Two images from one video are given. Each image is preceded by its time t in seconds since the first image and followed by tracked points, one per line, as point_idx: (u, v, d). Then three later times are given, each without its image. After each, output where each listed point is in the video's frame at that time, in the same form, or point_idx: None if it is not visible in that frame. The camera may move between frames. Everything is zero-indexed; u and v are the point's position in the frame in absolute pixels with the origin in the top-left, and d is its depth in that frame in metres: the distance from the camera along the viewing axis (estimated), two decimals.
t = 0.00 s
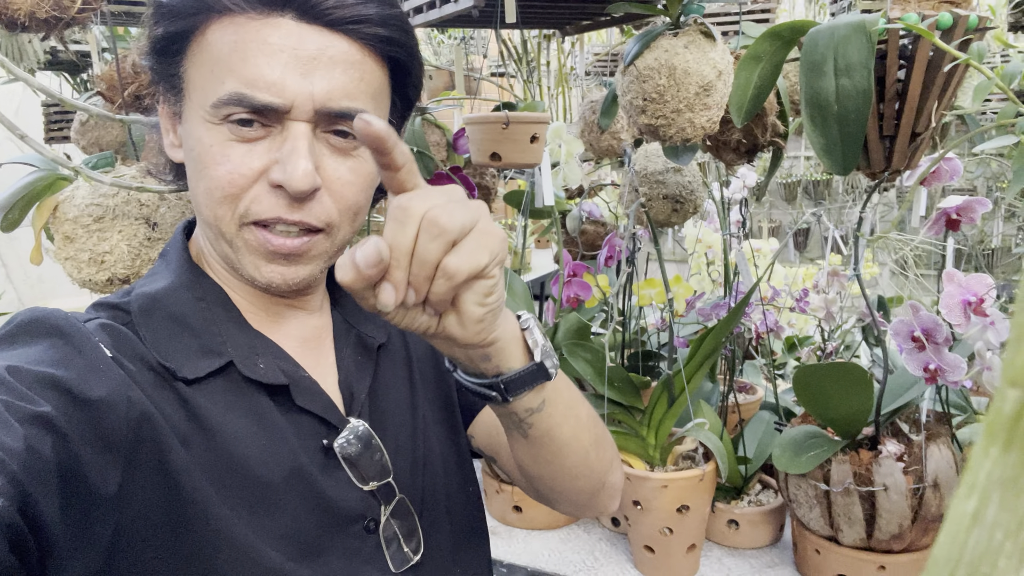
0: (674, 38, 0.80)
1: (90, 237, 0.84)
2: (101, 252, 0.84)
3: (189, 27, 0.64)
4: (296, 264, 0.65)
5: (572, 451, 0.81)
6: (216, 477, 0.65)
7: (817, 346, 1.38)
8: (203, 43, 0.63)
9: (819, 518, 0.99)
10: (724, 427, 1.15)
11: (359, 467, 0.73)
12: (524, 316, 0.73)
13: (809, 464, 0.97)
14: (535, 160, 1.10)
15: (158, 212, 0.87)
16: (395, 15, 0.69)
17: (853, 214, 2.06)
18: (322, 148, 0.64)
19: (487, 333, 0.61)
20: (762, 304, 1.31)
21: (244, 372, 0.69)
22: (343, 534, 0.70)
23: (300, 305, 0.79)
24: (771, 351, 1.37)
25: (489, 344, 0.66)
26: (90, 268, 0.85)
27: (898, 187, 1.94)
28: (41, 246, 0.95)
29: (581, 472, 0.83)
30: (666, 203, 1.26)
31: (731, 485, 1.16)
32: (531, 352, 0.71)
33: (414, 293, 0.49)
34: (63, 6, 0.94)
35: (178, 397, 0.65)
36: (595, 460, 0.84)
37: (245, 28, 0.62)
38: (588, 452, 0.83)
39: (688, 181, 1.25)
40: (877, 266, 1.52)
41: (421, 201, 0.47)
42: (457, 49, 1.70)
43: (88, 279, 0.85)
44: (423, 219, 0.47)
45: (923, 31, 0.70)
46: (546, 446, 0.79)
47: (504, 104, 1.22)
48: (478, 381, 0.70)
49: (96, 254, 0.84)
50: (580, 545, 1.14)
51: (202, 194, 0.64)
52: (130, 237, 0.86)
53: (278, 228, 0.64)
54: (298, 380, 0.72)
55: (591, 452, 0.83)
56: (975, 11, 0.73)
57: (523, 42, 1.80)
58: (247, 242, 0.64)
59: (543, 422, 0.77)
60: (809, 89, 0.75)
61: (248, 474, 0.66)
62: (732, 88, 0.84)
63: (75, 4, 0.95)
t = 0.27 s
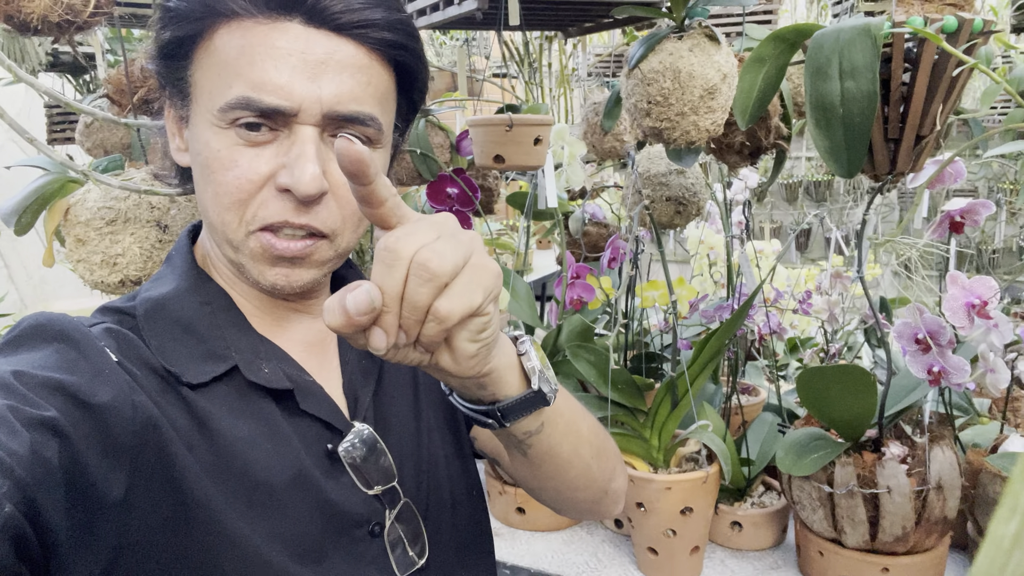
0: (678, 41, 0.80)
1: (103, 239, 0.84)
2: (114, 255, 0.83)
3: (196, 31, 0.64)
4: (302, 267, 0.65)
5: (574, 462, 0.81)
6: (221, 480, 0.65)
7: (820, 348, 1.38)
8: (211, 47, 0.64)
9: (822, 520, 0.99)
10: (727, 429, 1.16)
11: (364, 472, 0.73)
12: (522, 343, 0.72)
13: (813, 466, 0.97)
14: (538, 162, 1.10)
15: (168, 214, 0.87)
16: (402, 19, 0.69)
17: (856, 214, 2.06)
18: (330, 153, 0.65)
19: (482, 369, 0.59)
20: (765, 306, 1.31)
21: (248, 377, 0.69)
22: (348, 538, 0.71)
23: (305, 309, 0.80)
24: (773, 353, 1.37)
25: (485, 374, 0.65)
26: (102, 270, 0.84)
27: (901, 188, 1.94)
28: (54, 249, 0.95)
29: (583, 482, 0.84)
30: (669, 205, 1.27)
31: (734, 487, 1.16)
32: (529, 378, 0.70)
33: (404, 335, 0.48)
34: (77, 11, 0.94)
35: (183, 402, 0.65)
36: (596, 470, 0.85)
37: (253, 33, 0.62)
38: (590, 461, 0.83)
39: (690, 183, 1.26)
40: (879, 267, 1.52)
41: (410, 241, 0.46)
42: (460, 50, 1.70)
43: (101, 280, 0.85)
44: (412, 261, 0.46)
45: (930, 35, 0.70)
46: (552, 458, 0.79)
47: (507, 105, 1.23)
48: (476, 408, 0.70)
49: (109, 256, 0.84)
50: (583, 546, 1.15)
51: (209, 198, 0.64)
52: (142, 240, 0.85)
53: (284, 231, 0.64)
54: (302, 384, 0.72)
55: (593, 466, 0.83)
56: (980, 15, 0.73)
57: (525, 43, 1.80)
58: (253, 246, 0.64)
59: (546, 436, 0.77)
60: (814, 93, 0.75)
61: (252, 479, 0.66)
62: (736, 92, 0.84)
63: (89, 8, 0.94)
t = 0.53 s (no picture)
0: (676, 45, 0.81)
1: (105, 240, 0.84)
2: (117, 256, 0.84)
3: (200, 32, 0.65)
4: (305, 267, 0.66)
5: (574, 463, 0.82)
6: (222, 479, 0.65)
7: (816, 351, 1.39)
8: (215, 47, 0.64)
9: (819, 520, 0.99)
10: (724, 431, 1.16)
11: (364, 474, 0.73)
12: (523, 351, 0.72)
13: (810, 467, 0.97)
14: (537, 165, 1.11)
15: (171, 215, 0.88)
16: (404, 21, 0.70)
17: (851, 218, 2.07)
18: (334, 155, 0.66)
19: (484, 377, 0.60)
20: (761, 308, 1.32)
21: (249, 377, 0.70)
22: (348, 538, 0.71)
23: (306, 310, 0.80)
24: (770, 355, 1.38)
25: (486, 382, 0.65)
26: (104, 271, 0.85)
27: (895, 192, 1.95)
28: (55, 251, 0.95)
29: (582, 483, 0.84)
30: (666, 207, 1.28)
31: (731, 488, 1.17)
32: (530, 385, 0.70)
33: (409, 342, 0.48)
34: (92, 15, 0.94)
35: (184, 403, 0.65)
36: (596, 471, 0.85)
37: (257, 34, 0.63)
38: (590, 465, 0.84)
39: (687, 186, 1.27)
40: (874, 271, 1.53)
41: (414, 249, 0.46)
42: (458, 54, 1.71)
43: (103, 281, 0.85)
44: (416, 269, 0.46)
45: (925, 38, 0.71)
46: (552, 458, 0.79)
47: (506, 109, 1.23)
48: (477, 416, 0.71)
49: (110, 257, 0.84)
50: (581, 548, 1.15)
51: (212, 198, 0.65)
52: (144, 240, 0.86)
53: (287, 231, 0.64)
54: (303, 386, 0.73)
55: (592, 465, 0.84)
56: (973, 20, 0.74)
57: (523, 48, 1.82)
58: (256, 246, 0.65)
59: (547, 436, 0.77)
60: (810, 96, 0.76)
61: (253, 479, 0.66)
62: (733, 96, 0.85)
63: (103, 12, 0.95)
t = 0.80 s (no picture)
0: (675, 47, 0.81)
1: (105, 241, 0.85)
2: (117, 257, 0.84)
3: (203, 33, 0.65)
4: (306, 268, 0.66)
5: (575, 467, 0.82)
6: (221, 480, 0.65)
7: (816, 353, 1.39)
8: (218, 48, 0.65)
9: (819, 522, 1.00)
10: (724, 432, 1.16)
11: (363, 476, 0.73)
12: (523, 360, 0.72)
13: (809, 468, 0.98)
14: (537, 167, 1.11)
15: (173, 216, 0.88)
16: (406, 24, 0.71)
17: (851, 222, 2.08)
18: (336, 156, 0.66)
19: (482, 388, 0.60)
20: (762, 310, 1.33)
21: (248, 378, 0.70)
22: (347, 540, 0.71)
23: (306, 312, 0.81)
24: (770, 358, 1.38)
25: (485, 393, 0.66)
26: (105, 272, 0.85)
27: (894, 196, 1.96)
28: (56, 252, 0.95)
29: (584, 487, 0.84)
30: (666, 210, 1.28)
31: (732, 490, 1.17)
32: (529, 395, 0.71)
33: (407, 352, 0.49)
34: (94, 14, 0.95)
35: (183, 404, 0.65)
36: (596, 476, 0.85)
37: (261, 35, 0.63)
38: (590, 471, 0.83)
39: (687, 189, 1.27)
40: (874, 274, 1.53)
41: (410, 260, 0.46)
42: (459, 57, 1.72)
43: (103, 283, 0.86)
44: (413, 279, 0.46)
45: (923, 40, 0.72)
46: (553, 461, 0.79)
47: (507, 112, 1.24)
48: (476, 425, 0.71)
49: (111, 258, 0.85)
50: (582, 550, 1.15)
51: (214, 199, 0.65)
52: (146, 241, 0.86)
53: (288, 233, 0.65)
54: (303, 387, 0.73)
55: (594, 469, 0.84)
56: (971, 22, 0.75)
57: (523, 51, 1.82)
58: (257, 247, 0.65)
59: (546, 441, 0.78)
60: (809, 99, 0.77)
61: (251, 480, 0.66)
62: (732, 99, 0.86)
63: (104, 12, 0.95)
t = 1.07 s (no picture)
0: (673, 49, 0.82)
1: (107, 241, 0.85)
2: (118, 256, 0.85)
3: (204, 33, 0.66)
4: (305, 266, 0.67)
5: (572, 466, 0.82)
6: (217, 479, 0.65)
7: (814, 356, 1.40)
8: (219, 47, 0.65)
9: (817, 522, 1.00)
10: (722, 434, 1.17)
11: (360, 476, 0.73)
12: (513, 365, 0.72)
13: (807, 469, 0.98)
14: (536, 169, 1.12)
15: (174, 216, 0.89)
16: (406, 24, 0.71)
17: (848, 226, 2.08)
18: (336, 155, 0.67)
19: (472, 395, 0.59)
20: (760, 313, 1.33)
21: (248, 378, 0.70)
22: (344, 538, 0.71)
23: (305, 313, 0.81)
24: (768, 360, 1.39)
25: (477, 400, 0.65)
26: (106, 272, 0.85)
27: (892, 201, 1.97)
28: (58, 252, 0.95)
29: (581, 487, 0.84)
30: (663, 212, 1.29)
31: (730, 491, 1.17)
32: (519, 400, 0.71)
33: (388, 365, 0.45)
34: (89, 11, 0.95)
35: (181, 403, 0.65)
36: (592, 478, 0.85)
37: (261, 33, 0.64)
38: (584, 473, 0.83)
39: (685, 191, 1.28)
40: (871, 277, 1.54)
41: (394, 268, 0.43)
42: (458, 62, 1.73)
43: (104, 282, 0.86)
44: (399, 288, 0.43)
45: (918, 41, 0.73)
46: (551, 461, 0.80)
47: (505, 115, 1.25)
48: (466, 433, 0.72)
49: (113, 258, 0.85)
50: (580, 552, 1.15)
51: (214, 196, 0.65)
52: (146, 241, 0.87)
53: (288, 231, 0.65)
54: (300, 387, 0.73)
55: (591, 469, 0.84)
56: (966, 25, 0.75)
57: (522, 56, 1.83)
58: (257, 245, 0.65)
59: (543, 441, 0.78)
60: (805, 100, 0.77)
61: (247, 480, 0.66)
62: (729, 100, 0.87)
63: (101, 11, 0.96)
